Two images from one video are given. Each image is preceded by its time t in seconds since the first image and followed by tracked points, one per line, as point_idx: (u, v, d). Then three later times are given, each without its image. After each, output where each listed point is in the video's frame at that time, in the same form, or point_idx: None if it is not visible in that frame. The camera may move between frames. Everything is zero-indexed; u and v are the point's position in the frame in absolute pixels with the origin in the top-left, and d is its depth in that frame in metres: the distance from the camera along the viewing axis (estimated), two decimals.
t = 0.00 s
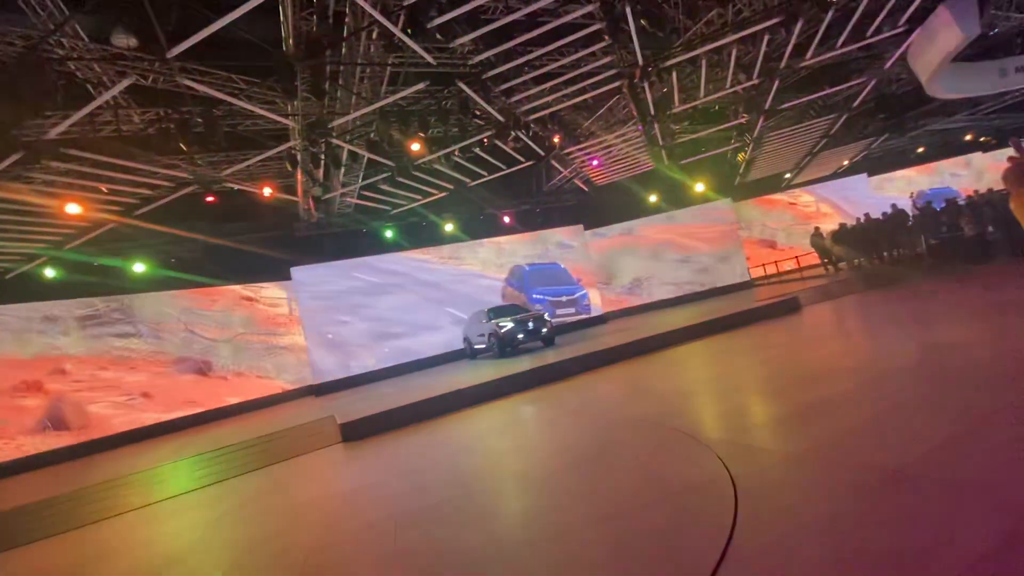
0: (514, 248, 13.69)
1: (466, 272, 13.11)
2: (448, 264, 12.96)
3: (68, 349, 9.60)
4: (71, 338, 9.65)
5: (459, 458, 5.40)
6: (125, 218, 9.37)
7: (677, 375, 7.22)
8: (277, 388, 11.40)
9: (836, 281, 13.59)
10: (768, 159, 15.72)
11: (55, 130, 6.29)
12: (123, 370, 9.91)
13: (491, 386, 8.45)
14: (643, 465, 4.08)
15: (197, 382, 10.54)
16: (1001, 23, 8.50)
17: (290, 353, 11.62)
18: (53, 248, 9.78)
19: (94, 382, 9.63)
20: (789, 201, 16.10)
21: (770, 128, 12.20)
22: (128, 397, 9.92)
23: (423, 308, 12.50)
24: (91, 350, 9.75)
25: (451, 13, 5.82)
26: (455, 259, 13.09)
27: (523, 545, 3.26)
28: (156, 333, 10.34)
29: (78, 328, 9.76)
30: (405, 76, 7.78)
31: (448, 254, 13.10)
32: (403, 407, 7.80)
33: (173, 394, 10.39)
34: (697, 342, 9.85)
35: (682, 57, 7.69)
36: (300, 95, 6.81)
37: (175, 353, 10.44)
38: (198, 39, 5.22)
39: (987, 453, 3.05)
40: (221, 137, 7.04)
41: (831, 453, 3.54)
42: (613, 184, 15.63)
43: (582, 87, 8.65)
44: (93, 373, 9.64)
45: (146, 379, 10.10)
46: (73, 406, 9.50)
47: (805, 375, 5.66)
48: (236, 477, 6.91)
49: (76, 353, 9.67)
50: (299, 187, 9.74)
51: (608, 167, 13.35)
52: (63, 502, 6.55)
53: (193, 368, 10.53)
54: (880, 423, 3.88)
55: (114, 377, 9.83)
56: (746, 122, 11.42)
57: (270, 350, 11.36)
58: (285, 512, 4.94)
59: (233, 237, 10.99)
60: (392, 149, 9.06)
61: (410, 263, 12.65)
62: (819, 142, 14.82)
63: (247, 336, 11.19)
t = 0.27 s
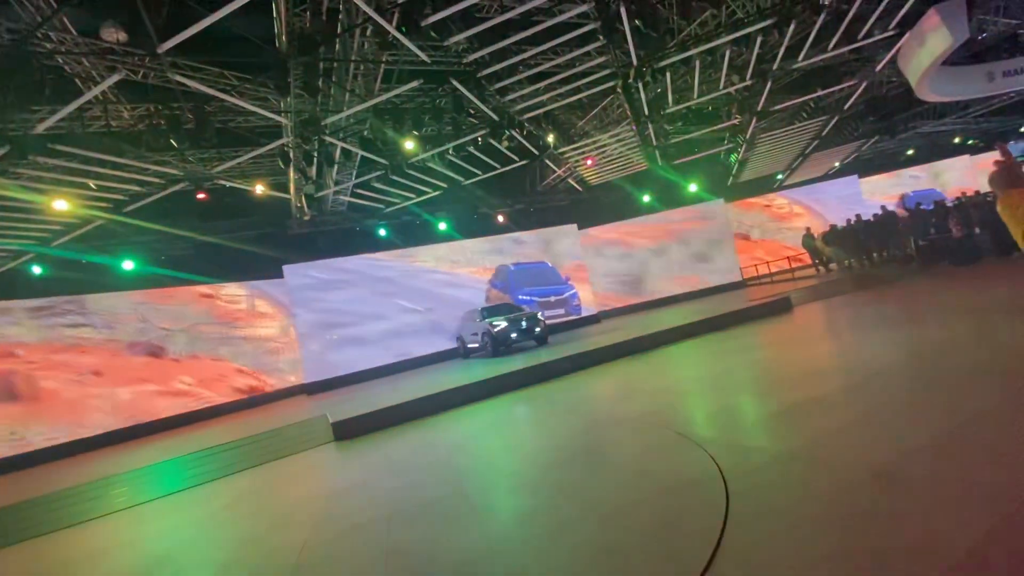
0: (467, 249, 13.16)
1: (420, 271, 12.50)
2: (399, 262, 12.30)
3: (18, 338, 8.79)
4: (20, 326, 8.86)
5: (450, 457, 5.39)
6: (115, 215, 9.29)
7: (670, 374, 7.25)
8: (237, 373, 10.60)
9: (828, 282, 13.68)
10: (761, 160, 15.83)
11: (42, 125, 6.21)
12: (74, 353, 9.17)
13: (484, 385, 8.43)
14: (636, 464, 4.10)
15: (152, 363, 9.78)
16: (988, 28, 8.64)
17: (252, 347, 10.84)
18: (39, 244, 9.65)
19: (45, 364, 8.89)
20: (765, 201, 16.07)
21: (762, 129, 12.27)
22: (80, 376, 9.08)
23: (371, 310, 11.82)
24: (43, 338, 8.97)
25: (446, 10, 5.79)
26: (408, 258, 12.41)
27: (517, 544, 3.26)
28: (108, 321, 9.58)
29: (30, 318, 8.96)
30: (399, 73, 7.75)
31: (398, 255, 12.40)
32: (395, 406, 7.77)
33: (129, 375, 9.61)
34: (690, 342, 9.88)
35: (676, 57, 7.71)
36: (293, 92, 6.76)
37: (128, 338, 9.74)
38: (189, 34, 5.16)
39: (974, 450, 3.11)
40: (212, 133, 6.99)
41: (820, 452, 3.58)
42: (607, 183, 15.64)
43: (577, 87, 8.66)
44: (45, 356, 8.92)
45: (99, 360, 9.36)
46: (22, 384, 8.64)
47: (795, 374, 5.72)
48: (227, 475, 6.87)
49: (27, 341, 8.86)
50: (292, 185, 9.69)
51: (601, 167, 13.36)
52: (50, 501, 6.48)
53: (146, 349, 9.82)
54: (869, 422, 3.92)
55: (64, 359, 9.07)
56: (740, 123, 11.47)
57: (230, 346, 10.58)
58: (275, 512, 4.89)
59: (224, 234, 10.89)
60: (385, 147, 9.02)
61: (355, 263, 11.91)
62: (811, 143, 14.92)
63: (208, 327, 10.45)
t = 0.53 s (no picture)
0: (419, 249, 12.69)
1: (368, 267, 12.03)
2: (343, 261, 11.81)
3: None
4: None
5: (439, 454, 5.37)
6: (99, 207, 9.20)
7: (660, 370, 7.30)
8: (188, 358, 10.47)
9: (814, 279, 13.87)
10: (749, 158, 15.98)
11: (22, 115, 6.07)
12: (17, 341, 9.04)
13: (474, 381, 8.43)
14: (624, 461, 4.11)
15: (98, 349, 9.63)
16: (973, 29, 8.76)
17: (204, 336, 10.66)
18: (22, 237, 9.53)
19: None
20: (738, 203, 16.57)
21: (752, 128, 12.34)
22: (25, 359, 9.02)
23: (316, 306, 11.33)
24: None
25: (437, 3, 5.72)
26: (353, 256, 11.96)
27: (504, 542, 3.25)
28: (53, 314, 9.42)
29: None
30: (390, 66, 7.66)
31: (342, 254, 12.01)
32: (385, 401, 7.74)
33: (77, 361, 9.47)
34: (679, 339, 9.95)
35: (667, 55, 7.70)
36: (281, 84, 6.67)
37: (74, 329, 9.55)
38: (174, 23, 5.05)
39: (957, 448, 3.15)
40: (198, 125, 6.89)
41: (805, 447, 3.64)
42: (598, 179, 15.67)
43: (568, 83, 8.63)
44: None
45: (45, 346, 9.26)
46: None
47: (782, 371, 5.78)
48: (213, 471, 6.82)
49: None
50: (280, 179, 9.58)
51: (591, 163, 13.36)
52: (33, 498, 6.39)
53: (92, 336, 9.65)
54: (854, 418, 3.98)
55: (6, 347, 8.96)
56: (729, 121, 11.54)
57: (182, 338, 10.44)
58: (263, 508, 4.86)
59: (210, 229, 10.75)
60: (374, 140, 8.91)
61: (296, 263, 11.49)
62: (799, 142, 15.07)
63: (159, 319, 10.29)
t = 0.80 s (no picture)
0: (369, 253, 12.54)
1: (313, 269, 11.95)
2: (285, 265, 11.77)
3: None
4: None
5: (430, 455, 5.35)
6: (85, 204, 9.08)
7: (652, 370, 7.33)
8: (139, 354, 10.06)
9: (803, 281, 14.00)
10: (740, 161, 16.10)
11: (6, 111, 5.96)
12: None
13: (466, 381, 8.42)
14: (616, 461, 4.13)
15: (50, 347, 9.39)
16: (959, 35, 8.90)
17: (160, 337, 10.32)
18: (4, 234, 9.24)
19: None
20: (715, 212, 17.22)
21: (742, 130, 12.43)
22: None
23: (261, 304, 11.44)
24: None
25: (429, 2, 5.71)
26: (296, 261, 11.90)
27: (498, 542, 3.25)
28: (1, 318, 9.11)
29: None
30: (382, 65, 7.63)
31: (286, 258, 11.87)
32: (377, 402, 7.71)
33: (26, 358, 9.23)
34: (670, 339, 10.01)
35: (659, 57, 7.73)
36: (272, 82, 6.61)
37: (24, 330, 9.27)
38: (163, 19, 4.98)
39: (944, 446, 3.20)
40: (188, 123, 6.81)
41: (796, 446, 3.67)
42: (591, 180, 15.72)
43: (561, 84, 8.64)
44: None
45: None
46: None
47: (771, 371, 5.84)
48: (202, 472, 6.75)
49: None
50: (271, 177, 9.51)
51: (584, 164, 13.38)
52: (16, 500, 6.28)
53: (41, 334, 9.36)
54: (843, 417, 4.03)
55: None
56: (721, 123, 11.61)
57: (136, 339, 10.11)
58: (253, 509, 4.82)
59: (200, 227, 10.62)
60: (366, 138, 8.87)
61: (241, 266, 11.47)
62: (789, 145, 15.20)
63: (111, 322, 9.94)
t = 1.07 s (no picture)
0: (317, 257, 12.33)
1: (269, 281, 11.63)
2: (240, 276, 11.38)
3: None
4: None
5: (422, 456, 5.33)
6: (71, 202, 8.94)
7: (643, 371, 7.36)
8: (89, 356, 9.51)
9: (793, 283, 14.11)
10: (731, 163, 16.23)
11: None
12: None
13: (458, 382, 8.40)
14: (609, 462, 4.14)
15: None
16: (946, 41, 9.03)
17: (114, 344, 9.82)
18: None
19: None
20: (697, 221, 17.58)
21: (734, 133, 12.52)
22: None
23: (218, 312, 10.93)
24: None
25: (422, 3, 5.71)
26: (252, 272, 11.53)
27: (491, 543, 3.24)
28: None
29: None
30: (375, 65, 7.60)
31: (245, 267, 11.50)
32: (368, 403, 7.67)
33: None
34: (662, 341, 10.05)
35: (652, 59, 7.77)
36: (264, 81, 6.56)
37: None
38: (152, 16, 4.92)
39: (933, 446, 3.24)
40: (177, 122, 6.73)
41: (786, 447, 3.70)
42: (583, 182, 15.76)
43: (555, 85, 8.65)
44: None
45: None
46: None
47: (761, 372, 5.88)
48: (190, 474, 6.67)
49: None
50: (261, 176, 9.44)
51: (576, 166, 13.41)
52: None
53: None
54: (832, 418, 4.07)
55: None
56: (712, 126, 11.70)
57: (89, 346, 9.59)
58: (242, 512, 4.77)
59: (190, 226, 10.48)
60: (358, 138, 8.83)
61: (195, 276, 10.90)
62: (780, 148, 15.33)
63: (62, 332, 9.44)
